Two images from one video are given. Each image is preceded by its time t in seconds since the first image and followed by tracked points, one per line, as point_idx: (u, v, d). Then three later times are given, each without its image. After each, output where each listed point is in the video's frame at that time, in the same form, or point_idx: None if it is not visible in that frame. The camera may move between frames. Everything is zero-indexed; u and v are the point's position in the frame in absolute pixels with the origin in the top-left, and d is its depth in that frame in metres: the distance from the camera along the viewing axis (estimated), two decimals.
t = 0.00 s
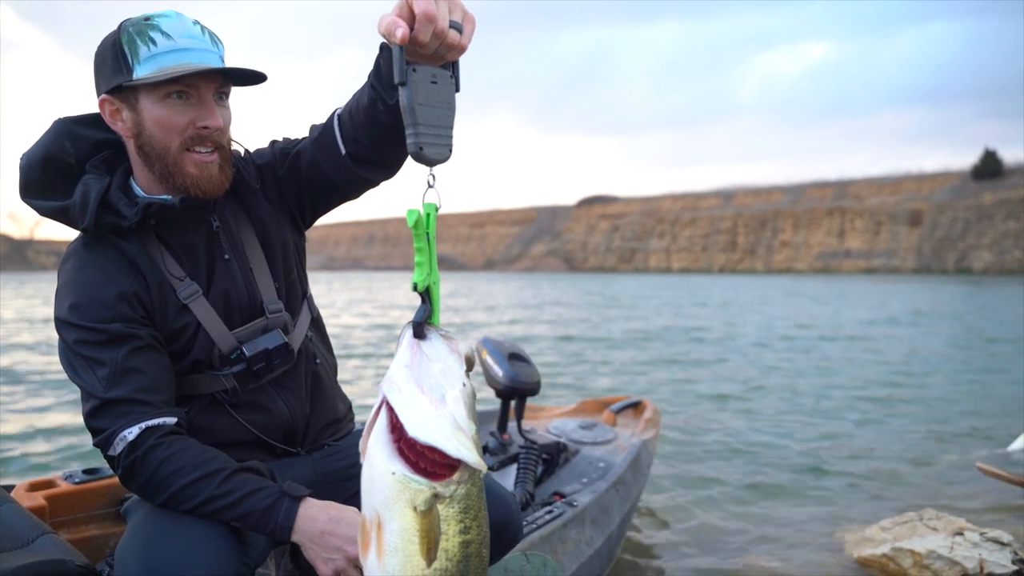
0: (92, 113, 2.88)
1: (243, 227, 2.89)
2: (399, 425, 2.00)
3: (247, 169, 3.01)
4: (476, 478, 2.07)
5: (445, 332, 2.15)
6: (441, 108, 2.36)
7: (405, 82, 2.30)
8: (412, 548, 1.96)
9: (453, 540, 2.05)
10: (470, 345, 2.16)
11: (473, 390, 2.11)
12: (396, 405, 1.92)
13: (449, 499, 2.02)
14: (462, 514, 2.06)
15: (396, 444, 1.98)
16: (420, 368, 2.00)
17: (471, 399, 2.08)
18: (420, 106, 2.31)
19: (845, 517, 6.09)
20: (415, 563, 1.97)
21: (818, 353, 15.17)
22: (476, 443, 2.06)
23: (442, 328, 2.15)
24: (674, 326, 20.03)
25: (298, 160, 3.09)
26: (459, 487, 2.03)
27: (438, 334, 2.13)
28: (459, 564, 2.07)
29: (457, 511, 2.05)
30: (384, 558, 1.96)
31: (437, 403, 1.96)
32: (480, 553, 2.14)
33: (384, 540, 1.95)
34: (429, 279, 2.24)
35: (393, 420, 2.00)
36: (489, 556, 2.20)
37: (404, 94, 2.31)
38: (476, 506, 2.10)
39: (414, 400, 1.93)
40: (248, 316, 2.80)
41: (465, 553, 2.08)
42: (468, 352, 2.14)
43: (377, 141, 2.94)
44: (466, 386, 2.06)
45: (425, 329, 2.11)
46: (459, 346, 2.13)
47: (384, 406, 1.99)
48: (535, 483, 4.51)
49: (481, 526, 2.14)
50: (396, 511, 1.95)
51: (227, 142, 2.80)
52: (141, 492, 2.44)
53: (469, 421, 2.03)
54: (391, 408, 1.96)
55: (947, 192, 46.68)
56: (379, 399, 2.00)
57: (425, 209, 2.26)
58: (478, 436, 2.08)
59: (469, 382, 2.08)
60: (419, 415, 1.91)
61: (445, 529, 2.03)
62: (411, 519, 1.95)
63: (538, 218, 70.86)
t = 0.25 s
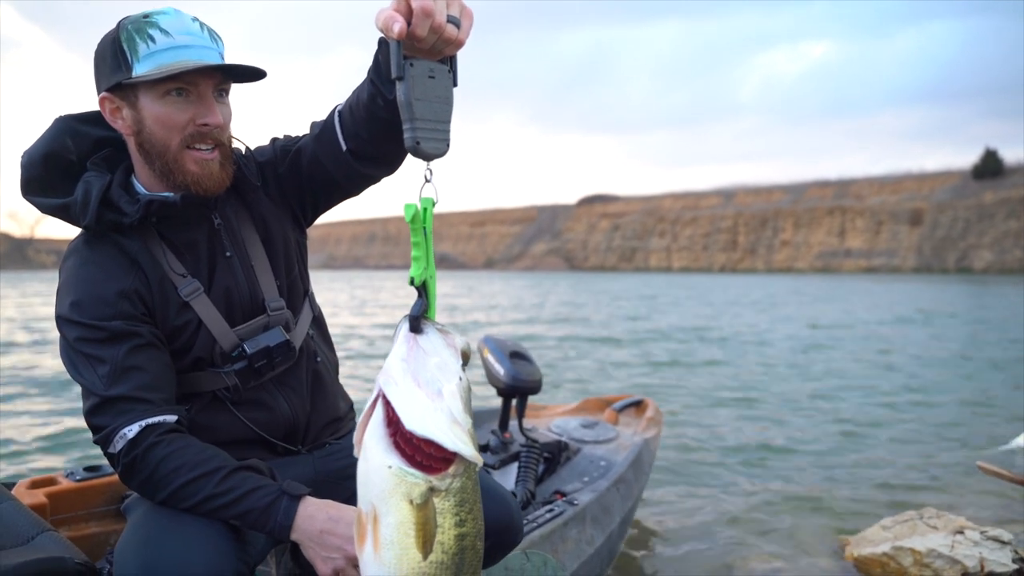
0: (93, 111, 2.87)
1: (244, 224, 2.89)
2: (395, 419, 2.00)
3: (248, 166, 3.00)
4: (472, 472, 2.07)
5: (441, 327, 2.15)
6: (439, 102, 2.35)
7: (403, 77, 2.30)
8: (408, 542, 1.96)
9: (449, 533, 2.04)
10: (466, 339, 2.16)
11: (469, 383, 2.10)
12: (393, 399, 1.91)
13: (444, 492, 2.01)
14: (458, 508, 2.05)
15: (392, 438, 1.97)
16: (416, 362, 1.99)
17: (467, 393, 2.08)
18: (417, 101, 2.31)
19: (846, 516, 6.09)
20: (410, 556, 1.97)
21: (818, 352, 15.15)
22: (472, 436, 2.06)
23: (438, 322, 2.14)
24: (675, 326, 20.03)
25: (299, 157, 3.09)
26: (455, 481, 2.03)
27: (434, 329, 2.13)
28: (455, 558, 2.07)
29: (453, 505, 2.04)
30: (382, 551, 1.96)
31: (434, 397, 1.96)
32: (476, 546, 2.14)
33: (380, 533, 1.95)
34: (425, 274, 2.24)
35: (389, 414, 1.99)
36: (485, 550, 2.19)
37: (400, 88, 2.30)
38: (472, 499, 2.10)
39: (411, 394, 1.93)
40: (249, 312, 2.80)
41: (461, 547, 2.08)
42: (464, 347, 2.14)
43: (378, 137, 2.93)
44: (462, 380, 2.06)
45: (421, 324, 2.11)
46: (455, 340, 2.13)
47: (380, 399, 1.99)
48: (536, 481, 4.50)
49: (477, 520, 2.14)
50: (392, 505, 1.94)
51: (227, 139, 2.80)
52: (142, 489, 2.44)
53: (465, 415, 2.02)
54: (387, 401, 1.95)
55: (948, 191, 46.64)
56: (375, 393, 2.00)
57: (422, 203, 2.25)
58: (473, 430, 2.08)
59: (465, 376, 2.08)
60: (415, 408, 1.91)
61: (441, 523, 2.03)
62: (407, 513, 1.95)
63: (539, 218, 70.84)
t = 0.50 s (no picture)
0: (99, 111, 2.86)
1: (248, 224, 2.88)
2: (397, 417, 1.98)
3: (253, 166, 2.99)
4: (474, 470, 2.06)
5: (444, 325, 2.14)
6: (441, 101, 2.34)
7: (405, 76, 2.29)
8: (409, 540, 1.95)
9: (450, 532, 2.04)
10: (468, 338, 2.15)
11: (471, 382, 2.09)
12: (396, 397, 1.90)
13: (446, 490, 2.00)
14: (459, 506, 2.05)
15: (394, 436, 1.96)
16: (419, 361, 1.98)
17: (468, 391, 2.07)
18: (420, 100, 2.30)
19: (848, 517, 6.07)
20: (412, 555, 1.96)
21: (820, 353, 15.14)
22: (474, 434, 2.04)
23: (441, 321, 2.13)
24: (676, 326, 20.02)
25: (303, 157, 3.08)
26: (456, 479, 2.02)
27: (436, 327, 2.11)
28: (456, 557, 2.06)
29: (454, 503, 2.04)
30: (383, 549, 1.95)
31: (436, 395, 1.94)
32: (477, 545, 2.13)
33: (382, 532, 1.94)
34: (428, 272, 2.23)
35: (391, 412, 1.98)
36: (485, 549, 2.19)
37: (403, 88, 2.30)
38: (473, 498, 2.09)
39: (414, 392, 1.91)
40: (253, 313, 2.79)
41: (462, 546, 2.07)
42: (466, 345, 2.13)
43: (382, 137, 2.93)
44: (464, 378, 2.05)
45: (424, 322, 2.09)
46: (457, 339, 2.12)
47: (382, 397, 1.97)
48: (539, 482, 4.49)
49: (478, 518, 2.13)
50: (394, 503, 1.93)
51: (232, 141, 2.79)
52: (145, 490, 2.43)
53: (467, 413, 2.01)
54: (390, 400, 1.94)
55: (949, 191, 46.60)
56: (377, 390, 1.98)
57: (425, 202, 2.24)
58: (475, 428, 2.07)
59: (467, 374, 2.07)
60: (419, 407, 1.89)
61: (442, 521, 2.02)
62: (409, 511, 1.94)
63: (540, 218, 70.85)
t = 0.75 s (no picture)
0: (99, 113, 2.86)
1: (249, 225, 2.88)
2: (399, 420, 1.98)
3: (253, 167, 2.99)
4: (476, 472, 2.06)
5: (445, 327, 2.13)
6: (441, 101, 2.34)
7: (404, 76, 2.29)
8: (413, 543, 1.95)
9: (453, 535, 2.03)
10: (470, 339, 2.14)
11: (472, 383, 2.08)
12: (397, 399, 1.90)
13: (449, 493, 2.00)
14: (462, 509, 2.04)
15: (396, 439, 1.96)
16: (420, 363, 1.97)
17: (471, 393, 2.06)
18: (419, 99, 2.29)
19: (849, 520, 6.06)
20: (415, 558, 1.95)
21: (821, 355, 15.12)
22: (477, 436, 2.04)
23: (442, 322, 2.13)
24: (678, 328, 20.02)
25: (304, 158, 3.08)
26: (459, 482, 2.02)
27: (438, 329, 2.11)
28: (460, 560, 2.06)
29: (457, 506, 2.03)
30: (386, 553, 1.94)
31: (438, 398, 1.94)
32: (480, 548, 2.13)
33: (385, 535, 1.94)
34: (428, 274, 2.22)
35: (393, 415, 1.97)
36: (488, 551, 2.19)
37: (402, 87, 2.30)
38: (476, 500, 2.09)
39: (416, 394, 1.91)
40: (253, 315, 2.79)
41: (465, 549, 2.07)
42: (468, 347, 2.12)
43: (382, 137, 2.92)
44: (466, 380, 2.04)
45: (425, 324, 2.08)
46: (459, 340, 2.11)
47: (384, 400, 1.97)
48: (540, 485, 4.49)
49: (481, 521, 2.13)
50: (396, 506, 1.93)
51: (232, 142, 2.79)
52: (144, 493, 2.43)
53: (470, 414, 2.01)
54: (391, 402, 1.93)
55: (950, 194, 46.58)
56: (379, 393, 1.98)
57: (425, 203, 2.24)
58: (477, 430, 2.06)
59: (468, 376, 2.06)
60: (421, 409, 1.89)
61: (445, 525, 2.02)
62: (412, 515, 1.94)
63: (541, 220, 70.88)
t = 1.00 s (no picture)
0: (98, 114, 2.87)
1: (249, 229, 2.88)
2: (403, 426, 1.96)
3: (253, 170, 2.99)
4: (481, 479, 2.05)
5: (449, 332, 2.11)
6: (445, 105, 2.34)
7: (408, 81, 2.29)
8: (418, 552, 1.94)
9: (459, 543, 2.03)
10: (474, 345, 2.13)
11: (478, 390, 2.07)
12: (402, 405, 1.88)
13: (454, 501, 2.00)
14: (467, 516, 2.04)
15: (400, 446, 1.94)
16: (424, 369, 1.96)
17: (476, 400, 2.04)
18: (423, 104, 2.29)
19: (849, 523, 6.05)
20: (420, 566, 1.95)
21: (820, 358, 15.12)
22: (482, 443, 2.03)
23: (446, 328, 2.11)
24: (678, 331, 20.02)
25: (305, 161, 3.08)
26: (464, 490, 2.01)
27: (443, 335, 2.09)
28: (464, 568, 2.05)
29: (462, 514, 2.03)
30: (390, 562, 1.93)
31: (442, 404, 1.92)
32: (484, 555, 2.12)
33: (389, 544, 1.93)
34: (433, 279, 2.21)
35: (397, 421, 1.96)
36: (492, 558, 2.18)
37: (407, 92, 2.30)
38: (480, 508, 2.08)
39: (421, 401, 1.90)
40: (253, 318, 2.78)
41: (470, 557, 2.07)
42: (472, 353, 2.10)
43: (383, 141, 2.92)
44: (471, 386, 2.02)
45: (429, 329, 2.07)
46: (463, 346, 2.10)
47: (388, 406, 1.95)
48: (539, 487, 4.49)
49: (485, 529, 2.12)
50: (401, 514, 1.92)
51: (233, 145, 2.78)
52: (143, 496, 2.42)
53: (475, 421, 1.99)
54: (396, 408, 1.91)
55: (950, 197, 46.61)
56: (384, 399, 1.96)
57: (429, 208, 2.24)
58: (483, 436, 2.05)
59: (474, 382, 2.04)
60: (425, 415, 1.88)
61: (451, 533, 2.02)
62: (416, 523, 1.93)
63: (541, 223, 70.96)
